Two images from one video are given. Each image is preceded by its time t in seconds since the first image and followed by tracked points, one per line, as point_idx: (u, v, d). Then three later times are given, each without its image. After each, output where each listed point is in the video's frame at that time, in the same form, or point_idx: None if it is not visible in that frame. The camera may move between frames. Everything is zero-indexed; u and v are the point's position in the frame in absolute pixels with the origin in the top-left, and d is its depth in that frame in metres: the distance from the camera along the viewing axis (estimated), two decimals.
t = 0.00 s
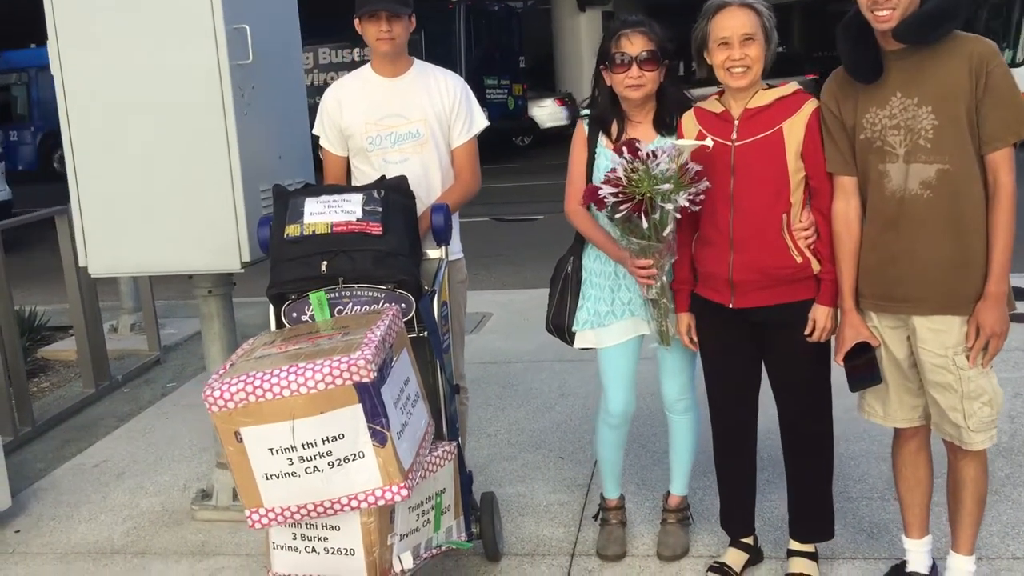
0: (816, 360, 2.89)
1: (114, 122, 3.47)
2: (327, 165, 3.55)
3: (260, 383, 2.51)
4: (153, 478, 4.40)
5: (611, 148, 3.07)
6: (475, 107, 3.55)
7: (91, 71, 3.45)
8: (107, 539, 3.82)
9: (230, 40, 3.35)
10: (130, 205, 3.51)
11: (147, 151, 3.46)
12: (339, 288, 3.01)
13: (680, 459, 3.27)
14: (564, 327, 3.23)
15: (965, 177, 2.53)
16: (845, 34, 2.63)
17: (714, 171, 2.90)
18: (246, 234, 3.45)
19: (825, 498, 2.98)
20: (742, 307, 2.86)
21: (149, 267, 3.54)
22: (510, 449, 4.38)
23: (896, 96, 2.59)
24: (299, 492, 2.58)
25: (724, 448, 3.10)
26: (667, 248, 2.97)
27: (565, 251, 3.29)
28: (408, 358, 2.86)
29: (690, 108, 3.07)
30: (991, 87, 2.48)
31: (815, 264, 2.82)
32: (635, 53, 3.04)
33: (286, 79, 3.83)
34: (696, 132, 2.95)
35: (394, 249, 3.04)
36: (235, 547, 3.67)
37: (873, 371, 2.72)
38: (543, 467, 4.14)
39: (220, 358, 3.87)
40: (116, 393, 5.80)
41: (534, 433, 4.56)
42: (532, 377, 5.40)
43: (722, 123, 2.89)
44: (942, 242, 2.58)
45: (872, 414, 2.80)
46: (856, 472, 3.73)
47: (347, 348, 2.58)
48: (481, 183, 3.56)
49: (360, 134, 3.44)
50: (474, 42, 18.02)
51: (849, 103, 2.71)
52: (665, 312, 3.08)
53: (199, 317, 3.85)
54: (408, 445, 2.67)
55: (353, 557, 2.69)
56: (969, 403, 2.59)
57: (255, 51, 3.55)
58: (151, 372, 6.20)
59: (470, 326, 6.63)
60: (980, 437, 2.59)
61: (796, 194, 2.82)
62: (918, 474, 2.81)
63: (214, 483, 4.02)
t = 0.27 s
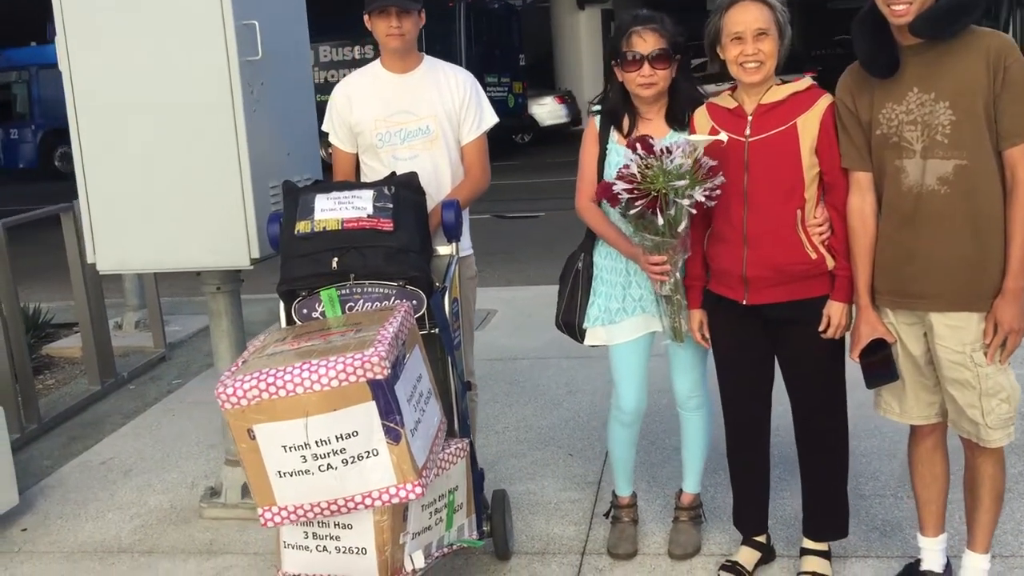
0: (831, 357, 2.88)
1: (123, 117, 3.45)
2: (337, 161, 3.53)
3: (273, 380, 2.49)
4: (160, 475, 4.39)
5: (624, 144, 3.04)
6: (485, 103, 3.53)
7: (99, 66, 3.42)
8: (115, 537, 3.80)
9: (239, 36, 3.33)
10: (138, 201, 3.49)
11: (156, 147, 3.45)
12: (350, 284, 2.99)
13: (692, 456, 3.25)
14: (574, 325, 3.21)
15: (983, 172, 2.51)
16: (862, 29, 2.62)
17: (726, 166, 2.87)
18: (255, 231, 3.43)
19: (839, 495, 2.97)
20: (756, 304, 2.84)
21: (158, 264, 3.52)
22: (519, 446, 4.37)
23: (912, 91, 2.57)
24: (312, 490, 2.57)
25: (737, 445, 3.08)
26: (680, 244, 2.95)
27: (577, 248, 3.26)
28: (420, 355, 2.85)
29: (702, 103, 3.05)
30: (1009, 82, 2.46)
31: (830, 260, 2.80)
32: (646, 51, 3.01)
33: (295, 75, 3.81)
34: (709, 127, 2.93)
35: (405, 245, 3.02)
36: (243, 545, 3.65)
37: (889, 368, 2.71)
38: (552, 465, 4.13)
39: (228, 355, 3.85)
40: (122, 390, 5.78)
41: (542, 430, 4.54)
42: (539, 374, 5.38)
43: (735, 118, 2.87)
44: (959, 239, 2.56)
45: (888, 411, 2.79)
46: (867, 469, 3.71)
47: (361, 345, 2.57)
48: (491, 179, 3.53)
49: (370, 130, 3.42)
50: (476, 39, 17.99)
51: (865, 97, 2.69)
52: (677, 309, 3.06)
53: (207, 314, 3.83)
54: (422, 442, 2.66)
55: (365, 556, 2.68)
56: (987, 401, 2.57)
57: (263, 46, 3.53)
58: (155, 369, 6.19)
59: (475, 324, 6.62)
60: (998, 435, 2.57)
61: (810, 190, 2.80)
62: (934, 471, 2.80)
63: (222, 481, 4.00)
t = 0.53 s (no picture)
0: (844, 358, 2.84)
1: (125, 116, 3.40)
2: (342, 160, 3.49)
3: (281, 382, 2.45)
4: (161, 478, 4.34)
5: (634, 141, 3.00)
6: (492, 101, 3.49)
7: (101, 64, 3.37)
8: (116, 541, 3.75)
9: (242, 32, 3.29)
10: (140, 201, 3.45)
11: (159, 145, 3.40)
12: (358, 284, 2.96)
13: (702, 458, 3.21)
14: (585, 326, 3.16)
15: (1000, 171, 2.48)
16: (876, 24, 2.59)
17: (738, 165, 2.83)
18: (259, 231, 3.39)
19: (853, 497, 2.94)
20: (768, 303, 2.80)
21: (160, 264, 3.47)
22: (524, 448, 4.33)
23: (928, 88, 2.54)
24: (321, 494, 2.53)
25: (748, 447, 3.05)
26: (692, 243, 2.92)
27: (585, 248, 3.22)
28: (429, 357, 2.81)
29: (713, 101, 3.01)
30: None
31: (843, 259, 2.77)
32: (656, 52, 2.98)
33: (298, 72, 3.77)
34: (720, 125, 2.89)
35: (413, 245, 2.97)
36: (247, 549, 3.61)
37: (904, 369, 2.68)
38: (557, 467, 4.09)
39: (230, 356, 3.81)
40: (120, 392, 5.73)
41: (547, 432, 4.51)
42: (542, 376, 5.35)
43: (747, 115, 2.83)
44: (975, 238, 2.53)
45: (902, 412, 2.76)
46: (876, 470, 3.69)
47: (370, 347, 2.53)
48: (497, 178, 3.49)
49: (376, 129, 3.38)
50: (472, 38, 17.95)
51: (879, 95, 2.65)
52: (689, 308, 3.01)
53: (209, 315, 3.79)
54: (432, 446, 2.62)
55: (374, 560, 2.64)
56: (1004, 402, 2.55)
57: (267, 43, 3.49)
58: (154, 370, 6.13)
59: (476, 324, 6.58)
60: (1015, 436, 2.55)
61: (823, 188, 2.77)
62: (949, 473, 2.77)
63: (224, 484, 3.95)
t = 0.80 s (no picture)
0: (858, 356, 2.81)
1: (127, 114, 3.36)
2: (348, 157, 3.46)
3: (290, 384, 2.41)
4: (162, 480, 4.30)
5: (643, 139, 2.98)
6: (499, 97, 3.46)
7: (103, 61, 3.33)
8: (118, 544, 3.71)
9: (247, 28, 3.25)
10: (143, 198, 3.41)
11: (162, 143, 3.36)
12: (366, 284, 2.92)
13: (712, 459, 3.18)
14: (595, 325, 3.13)
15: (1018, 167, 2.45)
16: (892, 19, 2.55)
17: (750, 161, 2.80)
18: (264, 229, 3.35)
19: (866, 497, 2.91)
20: (782, 300, 2.78)
21: (163, 263, 3.43)
22: (529, 448, 4.30)
23: (944, 84, 2.51)
24: (330, 497, 2.49)
25: (760, 447, 3.02)
26: (705, 241, 2.89)
27: (595, 246, 3.20)
28: (438, 357, 2.77)
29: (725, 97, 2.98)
30: None
31: (857, 257, 2.74)
32: (666, 49, 2.94)
33: (302, 68, 3.73)
34: (732, 122, 2.86)
35: (421, 243, 2.94)
36: (251, 552, 3.57)
37: (919, 368, 2.66)
38: (563, 467, 4.06)
39: (233, 357, 3.76)
40: (120, 392, 5.69)
41: (551, 432, 4.48)
42: (545, 375, 5.32)
43: (759, 112, 2.80)
44: (993, 235, 2.50)
45: (917, 412, 2.73)
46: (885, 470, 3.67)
47: (380, 348, 2.49)
48: (505, 174, 3.46)
49: (382, 126, 3.35)
50: (469, 35, 17.90)
51: (894, 91, 2.62)
52: (701, 307, 3.00)
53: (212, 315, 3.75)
54: (442, 447, 2.59)
55: (382, 564, 2.60)
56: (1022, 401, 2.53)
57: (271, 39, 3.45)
58: (153, 370, 6.09)
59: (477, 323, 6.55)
60: None
61: (837, 185, 2.74)
62: (964, 473, 2.74)
63: (228, 486, 3.91)
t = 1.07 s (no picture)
0: (866, 356, 2.78)
1: (124, 112, 3.31)
2: (348, 156, 3.43)
3: (295, 387, 2.38)
4: (160, 482, 4.25)
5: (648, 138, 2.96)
6: (501, 95, 3.43)
7: (100, 59, 3.28)
8: (117, 547, 3.67)
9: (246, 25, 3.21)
10: (140, 197, 3.36)
11: (160, 142, 3.31)
12: (368, 285, 2.89)
13: (716, 460, 3.16)
14: (598, 327, 3.10)
15: None
16: (901, 17, 2.53)
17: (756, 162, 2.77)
18: (263, 229, 3.31)
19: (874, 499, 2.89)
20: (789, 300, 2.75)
21: (161, 264, 3.39)
22: (530, 449, 4.27)
23: (954, 82, 2.49)
24: (335, 501, 2.45)
25: (766, 448, 2.99)
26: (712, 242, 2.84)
27: (599, 246, 3.17)
28: (443, 360, 2.74)
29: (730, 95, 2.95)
30: None
31: (865, 257, 2.71)
32: (672, 47, 2.91)
33: (300, 66, 3.69)
34: (738, 120, 2.83)
35: (425, 244, 2.91)
36: (252, 554, 3.53)
37: (928, 369, 2.64)
38: (565, 468, 4.04)
39: (232, 358, 3.72)
40: (115, 393, 5.63)
41: (552, 433, 4.45)
42: (544, 376, 5.29)
43: (767, 110, 2.77)
44: (1004, 235, 2.48)
45: (925, 413, 2.71)
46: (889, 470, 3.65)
47: (385, 350, 2.46)
48: (508, 174, 3.43)
49: (383, 124, 3.32)
50: (461, 33, 17.85)
51: (903, 89, 2.60)
52: (707, 308, 2.96)
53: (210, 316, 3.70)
54: (448, 451, 2.55)
55: (390, 567, 2.57)
56: None
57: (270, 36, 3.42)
58: (148, 371, 6.04)
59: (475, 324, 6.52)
60: None
61: (844, 185, 2.71)
62: (972, 473, 2.72)
63: (226, 488, 3.87)
